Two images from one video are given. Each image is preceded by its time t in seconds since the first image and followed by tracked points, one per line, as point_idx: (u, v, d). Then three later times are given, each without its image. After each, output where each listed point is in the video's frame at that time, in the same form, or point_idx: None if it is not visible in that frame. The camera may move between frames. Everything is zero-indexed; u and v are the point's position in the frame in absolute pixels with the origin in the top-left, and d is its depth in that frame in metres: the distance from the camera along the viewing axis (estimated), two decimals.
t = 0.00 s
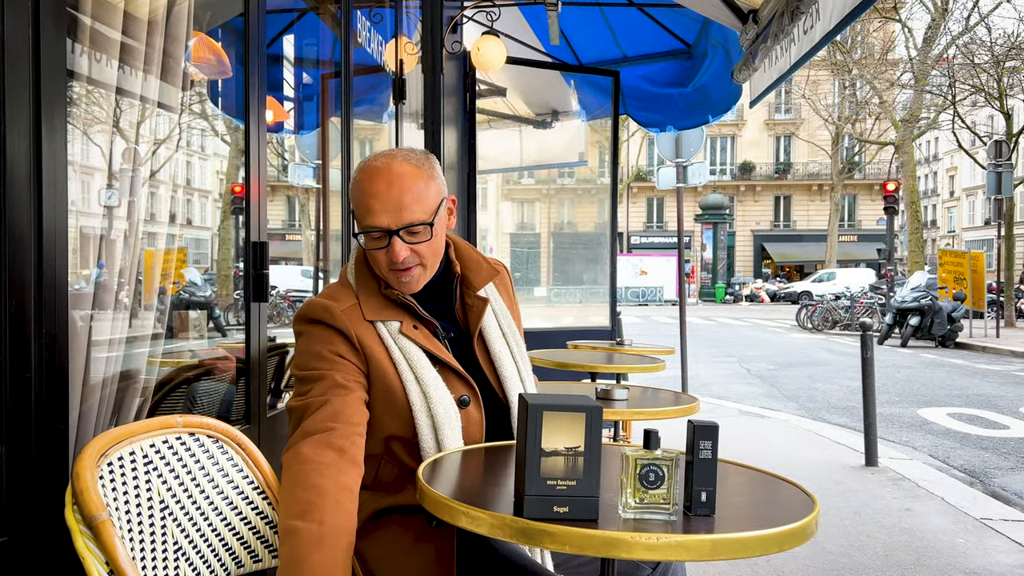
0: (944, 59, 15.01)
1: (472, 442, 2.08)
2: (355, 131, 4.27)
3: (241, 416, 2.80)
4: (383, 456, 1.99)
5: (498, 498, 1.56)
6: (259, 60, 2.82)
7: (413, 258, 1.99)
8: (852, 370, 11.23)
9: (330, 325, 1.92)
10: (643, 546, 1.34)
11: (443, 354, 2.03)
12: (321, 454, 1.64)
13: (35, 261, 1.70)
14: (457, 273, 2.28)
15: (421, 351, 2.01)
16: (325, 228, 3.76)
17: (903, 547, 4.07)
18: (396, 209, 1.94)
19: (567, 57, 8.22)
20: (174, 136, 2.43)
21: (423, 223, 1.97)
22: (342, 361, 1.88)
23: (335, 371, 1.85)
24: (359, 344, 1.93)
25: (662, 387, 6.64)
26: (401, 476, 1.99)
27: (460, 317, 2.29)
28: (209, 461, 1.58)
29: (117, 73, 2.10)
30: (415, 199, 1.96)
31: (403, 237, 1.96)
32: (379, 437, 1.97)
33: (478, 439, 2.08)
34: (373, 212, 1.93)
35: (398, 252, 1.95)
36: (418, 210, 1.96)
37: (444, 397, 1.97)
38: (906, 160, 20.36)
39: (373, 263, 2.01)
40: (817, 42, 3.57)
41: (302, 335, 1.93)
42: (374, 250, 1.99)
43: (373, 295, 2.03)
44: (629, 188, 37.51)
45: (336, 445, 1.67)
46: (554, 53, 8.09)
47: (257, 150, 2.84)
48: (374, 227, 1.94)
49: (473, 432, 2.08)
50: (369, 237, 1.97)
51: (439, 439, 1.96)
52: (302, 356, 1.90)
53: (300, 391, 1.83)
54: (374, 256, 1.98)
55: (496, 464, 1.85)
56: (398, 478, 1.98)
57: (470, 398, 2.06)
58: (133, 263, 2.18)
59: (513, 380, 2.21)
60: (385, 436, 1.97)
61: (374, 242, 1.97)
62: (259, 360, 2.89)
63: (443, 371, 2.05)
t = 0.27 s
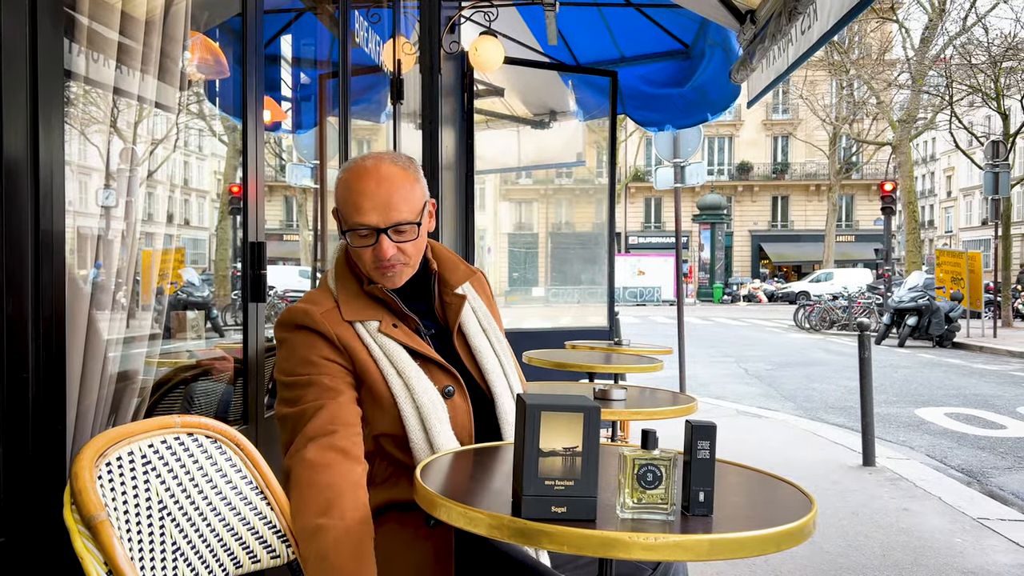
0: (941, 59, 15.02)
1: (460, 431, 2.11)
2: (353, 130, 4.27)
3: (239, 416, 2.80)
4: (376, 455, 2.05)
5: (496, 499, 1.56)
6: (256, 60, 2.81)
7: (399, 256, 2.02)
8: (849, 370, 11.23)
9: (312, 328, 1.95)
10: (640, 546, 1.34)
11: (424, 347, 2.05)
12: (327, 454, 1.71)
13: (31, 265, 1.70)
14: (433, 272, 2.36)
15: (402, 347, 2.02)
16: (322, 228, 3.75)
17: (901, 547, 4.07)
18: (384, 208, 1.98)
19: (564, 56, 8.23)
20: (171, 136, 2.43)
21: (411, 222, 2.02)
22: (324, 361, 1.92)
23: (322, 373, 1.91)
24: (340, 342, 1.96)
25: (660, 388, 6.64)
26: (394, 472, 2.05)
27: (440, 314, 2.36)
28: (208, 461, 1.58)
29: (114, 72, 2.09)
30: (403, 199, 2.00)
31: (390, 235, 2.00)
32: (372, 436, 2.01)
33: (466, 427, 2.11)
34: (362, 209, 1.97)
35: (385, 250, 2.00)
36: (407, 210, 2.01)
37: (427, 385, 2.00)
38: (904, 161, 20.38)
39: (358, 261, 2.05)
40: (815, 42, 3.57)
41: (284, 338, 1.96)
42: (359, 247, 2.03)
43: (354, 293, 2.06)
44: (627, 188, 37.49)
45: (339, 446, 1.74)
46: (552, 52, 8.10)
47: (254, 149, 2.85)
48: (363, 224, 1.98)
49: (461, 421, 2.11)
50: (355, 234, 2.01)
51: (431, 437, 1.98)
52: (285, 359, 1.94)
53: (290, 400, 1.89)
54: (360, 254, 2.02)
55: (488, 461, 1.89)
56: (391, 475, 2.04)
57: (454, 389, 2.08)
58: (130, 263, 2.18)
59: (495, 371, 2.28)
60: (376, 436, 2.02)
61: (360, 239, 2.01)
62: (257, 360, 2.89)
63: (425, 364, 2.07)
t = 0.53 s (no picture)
0: (939, 60, 15.04)
1: (460, 430, 2.14)
2: (351, 131, 4.27)
3: (237, 416, 2.80)
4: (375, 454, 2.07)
5: (494, 499, 1.56)
6: (253, 60, 2.81)
7: (392, 253, 2.09)
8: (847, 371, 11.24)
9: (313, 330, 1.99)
10: (638, 546, 1.34)
11: (421, 347, 2.10)
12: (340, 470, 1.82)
13: (28, 267, 1.70)
14: (430, 270, 2.39)
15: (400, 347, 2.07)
16: (320, 228, 3.74)
17: (898, 547, 4.07)
18: (376, 206, 2.05)
19: (562, 56, 8.23)
20: (169, 136, 2.43)
21: (402, 219, 2.09)
22: (325, 363, 1.96)
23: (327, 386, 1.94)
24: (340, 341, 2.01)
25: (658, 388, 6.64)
26: (393, 471, 2.06)
27: (438, 312, 2.40)
28: (205, 462, 1.57)
29: (112, 72, 2.09)
30: (395, 196, 2.07)
31: (382, 233, 2.07)
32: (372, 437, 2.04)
33: (465, 425, 2.15)
34: (354, 207, 2.04)
35: (377, 247, 2.06)
36: (398, 207, 2.07)
37: (426, 385, 2.04)
38: (901, 161, 20.41)
39: (352, 259, 2.10)
40: (812, 42, 3.58)
41: (285, 342, 2.00)
42: (352, 244, 2.09)
43: (351, 293, 2.10)
44: (625, 188, 37.49)
45: (351, 461, 1.85)
46: (549, 52, 8.10)
47: (252, 150, 2.85)
48: (354, 220, 2.06)
49: (459, 419, 2.14)
50: (348, 231, 2.07)
51: (431, 436, 2.01)
52: (287, 364, 1.98)
53: (295, 409, 1.93)
54: (353, 251, 2.08)
55: (487, 461, 1.89)
56: (389, 474, 2.06)
57: (452, 388, 2.13)
58: (127, 264, 2.17)
59: (492, 369, 2.30)
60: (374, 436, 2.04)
61: (353, 236, 2.08)
62: (255, 360, 2.88)
63: (423, 363, 2.12)
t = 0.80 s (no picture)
0: (936, 60, 15.07)
1: (460, 431, 2.15)
2: (349, 131, 4.27)
3: (236, 417, 2.80)
4: (373, 453, 2.06)
5: (492, 499, 1.56)
6: (251, 60, 2.81)
7: (411, 250, 2.10)
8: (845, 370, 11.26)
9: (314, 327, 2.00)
10: (637, 546, 1.34)
11: (424, 345, 2.11)
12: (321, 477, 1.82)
13: (26, 267, 1.69)
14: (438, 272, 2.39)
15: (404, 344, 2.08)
16: (318, 228, 3.74)
17: (896, 546, 4.08)
18: (398, 203, 2.06)
19: (560, 56, 8.23)
20: (168, 136, 2.42)
21: (424, 218, 2.10)
22: (326, 361, 1.97)
23: (323, 390, 1.95)
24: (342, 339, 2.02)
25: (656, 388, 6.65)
26: (392, 469, 2.06)
27: (444, 314, 2.39)
28: (205, 462, 1.57)
29: (109, 72, 2.09)
30: (418, 195, 2.09)
31: (402, 230, 2.08)
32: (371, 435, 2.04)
33: (465, 426, 2.15)
34: (376, 203, 2.06)
35: (397, 244, 2.07)
36: (419, 206, 2.09)
37: (426, 384, 2.04)
38: (899, 161, 20.45)
39: (367, 255, 2.11)
40: (810, 43, 3.59)
41: (286, 338, 2.00)
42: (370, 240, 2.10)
43: (359, 289, 2.11)
44: (623, 188, 37.51)
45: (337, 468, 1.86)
46: (547, 52, 8.09)
47: (250, 150, 2.84)
48: (375, 216, 2.07)
49: (459, 420, 2.14)
50: (368, 227, 2.08)
51: (429, 435, 2.01)
52: (288, 362, 1.98)
53: (292, 412, 1.94)
54: (371, 247, 2.09)
55: (486, 462, 1.89)
56: (388, 473, 2.05)
57: (453, 388, 2.14)
58: (125, 264, 2.17)
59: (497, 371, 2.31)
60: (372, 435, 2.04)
61: (373, 232, 2.09)
62: (253, 361, 2.88)
63: (425, 363, 2.13)
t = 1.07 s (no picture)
0: (934, 60, 15.10)
1: (453, 428, 2.16)
2: (347, 131, 4.27)
3: (233, 417, 2.80)
4: (365, 451, 2.07)
5: (491, 500, 1.56)
6: (250, 60, 2.81)
7: (410, 235, 2.23)
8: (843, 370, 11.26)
9: (303, 327, 2.01)
10: (635, 546, 1.34)
11: (415, 343, 2.14)
12: (308, 476, 1.81)
13: (23, 266, 1.69)
14: (429, 273, 2.41)
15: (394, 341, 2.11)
16: (316, 229, 3.74)
17: (894, 546, 4.08)
18: (402, 189, 2.24)
19: (558, 56, 8.23)
20: (165, 136, 2.42)
21: (424, 205, 2.26)
22: (311, 365, 1.97)
23: (304, 396, 1.94)
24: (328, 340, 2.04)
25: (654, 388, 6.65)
26: (386, 466, 2.07)
27: (436, 314, 2.41)
28: (205, 462, 1.57)
29: (107, 72, 2.09)
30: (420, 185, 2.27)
31: (405, 214, 2.23)
32: (363, 433, 2.07)
33: (459, 424, 2.17)
34: (382, 188, 2.22)
35: (399, 226, 2.21)
36: (422, 194, 2.26)
37: (416, 382, 2.06)
38: (896, 161, 20.47)
39: (367, 241, 2.22)
40: (808, 43, 3.58)
41: (272, 339, 2.01)
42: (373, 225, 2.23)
43: (351, 285, 2.15)
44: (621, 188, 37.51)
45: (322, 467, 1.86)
46: (545, 53, 8.09)
47: (248, 150, 2.83)
48: (381, 200, 2.22)
49: (452, 418, 2.16)
50: (372, 210, 2.22)
51: (420, 433, 2.01)
52: (272, 364, 1.98)
53: (266, 414, 1.91)
54: (374, 230, 2.22)
55: (482, 461, 1.90)
56: (384, 469, 2.07)
57: (444, 385, 2.15)
58: (123, 264, 2.17)
59: (492, 367, 2.35)
60: (366, 432, 2.07)
61: (375, 215, 2.22)
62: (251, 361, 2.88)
63: (416, 360, 2.15)
